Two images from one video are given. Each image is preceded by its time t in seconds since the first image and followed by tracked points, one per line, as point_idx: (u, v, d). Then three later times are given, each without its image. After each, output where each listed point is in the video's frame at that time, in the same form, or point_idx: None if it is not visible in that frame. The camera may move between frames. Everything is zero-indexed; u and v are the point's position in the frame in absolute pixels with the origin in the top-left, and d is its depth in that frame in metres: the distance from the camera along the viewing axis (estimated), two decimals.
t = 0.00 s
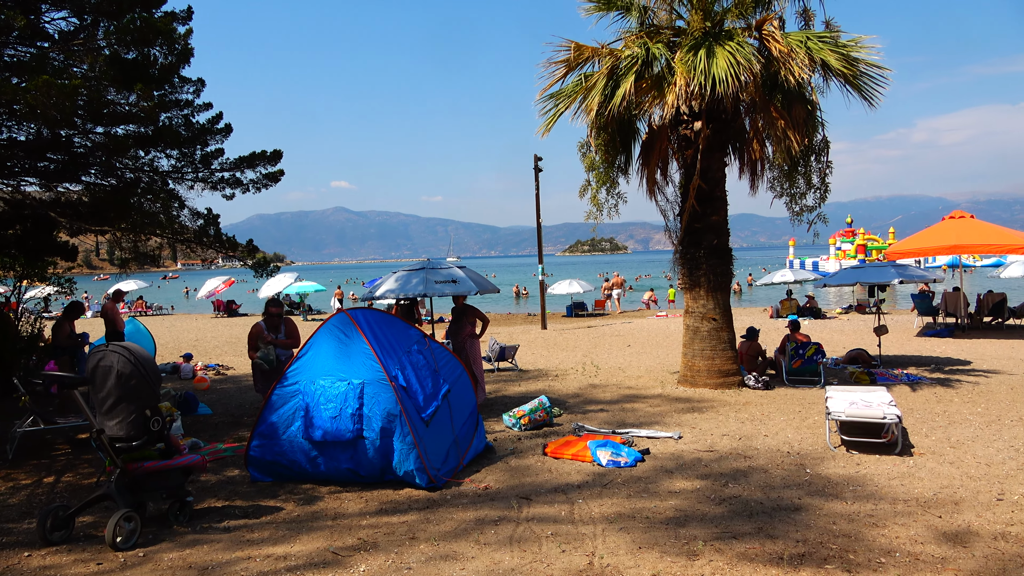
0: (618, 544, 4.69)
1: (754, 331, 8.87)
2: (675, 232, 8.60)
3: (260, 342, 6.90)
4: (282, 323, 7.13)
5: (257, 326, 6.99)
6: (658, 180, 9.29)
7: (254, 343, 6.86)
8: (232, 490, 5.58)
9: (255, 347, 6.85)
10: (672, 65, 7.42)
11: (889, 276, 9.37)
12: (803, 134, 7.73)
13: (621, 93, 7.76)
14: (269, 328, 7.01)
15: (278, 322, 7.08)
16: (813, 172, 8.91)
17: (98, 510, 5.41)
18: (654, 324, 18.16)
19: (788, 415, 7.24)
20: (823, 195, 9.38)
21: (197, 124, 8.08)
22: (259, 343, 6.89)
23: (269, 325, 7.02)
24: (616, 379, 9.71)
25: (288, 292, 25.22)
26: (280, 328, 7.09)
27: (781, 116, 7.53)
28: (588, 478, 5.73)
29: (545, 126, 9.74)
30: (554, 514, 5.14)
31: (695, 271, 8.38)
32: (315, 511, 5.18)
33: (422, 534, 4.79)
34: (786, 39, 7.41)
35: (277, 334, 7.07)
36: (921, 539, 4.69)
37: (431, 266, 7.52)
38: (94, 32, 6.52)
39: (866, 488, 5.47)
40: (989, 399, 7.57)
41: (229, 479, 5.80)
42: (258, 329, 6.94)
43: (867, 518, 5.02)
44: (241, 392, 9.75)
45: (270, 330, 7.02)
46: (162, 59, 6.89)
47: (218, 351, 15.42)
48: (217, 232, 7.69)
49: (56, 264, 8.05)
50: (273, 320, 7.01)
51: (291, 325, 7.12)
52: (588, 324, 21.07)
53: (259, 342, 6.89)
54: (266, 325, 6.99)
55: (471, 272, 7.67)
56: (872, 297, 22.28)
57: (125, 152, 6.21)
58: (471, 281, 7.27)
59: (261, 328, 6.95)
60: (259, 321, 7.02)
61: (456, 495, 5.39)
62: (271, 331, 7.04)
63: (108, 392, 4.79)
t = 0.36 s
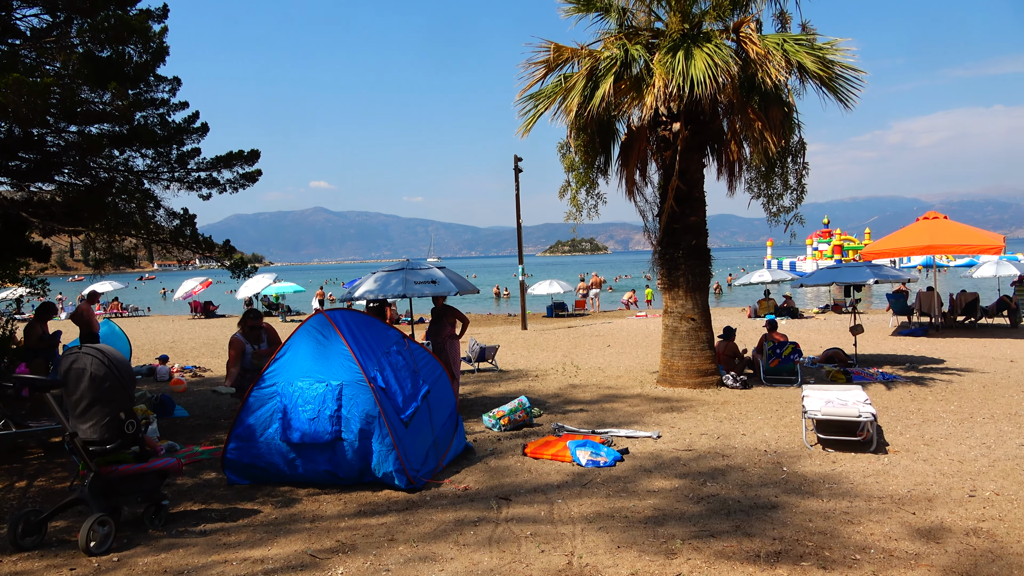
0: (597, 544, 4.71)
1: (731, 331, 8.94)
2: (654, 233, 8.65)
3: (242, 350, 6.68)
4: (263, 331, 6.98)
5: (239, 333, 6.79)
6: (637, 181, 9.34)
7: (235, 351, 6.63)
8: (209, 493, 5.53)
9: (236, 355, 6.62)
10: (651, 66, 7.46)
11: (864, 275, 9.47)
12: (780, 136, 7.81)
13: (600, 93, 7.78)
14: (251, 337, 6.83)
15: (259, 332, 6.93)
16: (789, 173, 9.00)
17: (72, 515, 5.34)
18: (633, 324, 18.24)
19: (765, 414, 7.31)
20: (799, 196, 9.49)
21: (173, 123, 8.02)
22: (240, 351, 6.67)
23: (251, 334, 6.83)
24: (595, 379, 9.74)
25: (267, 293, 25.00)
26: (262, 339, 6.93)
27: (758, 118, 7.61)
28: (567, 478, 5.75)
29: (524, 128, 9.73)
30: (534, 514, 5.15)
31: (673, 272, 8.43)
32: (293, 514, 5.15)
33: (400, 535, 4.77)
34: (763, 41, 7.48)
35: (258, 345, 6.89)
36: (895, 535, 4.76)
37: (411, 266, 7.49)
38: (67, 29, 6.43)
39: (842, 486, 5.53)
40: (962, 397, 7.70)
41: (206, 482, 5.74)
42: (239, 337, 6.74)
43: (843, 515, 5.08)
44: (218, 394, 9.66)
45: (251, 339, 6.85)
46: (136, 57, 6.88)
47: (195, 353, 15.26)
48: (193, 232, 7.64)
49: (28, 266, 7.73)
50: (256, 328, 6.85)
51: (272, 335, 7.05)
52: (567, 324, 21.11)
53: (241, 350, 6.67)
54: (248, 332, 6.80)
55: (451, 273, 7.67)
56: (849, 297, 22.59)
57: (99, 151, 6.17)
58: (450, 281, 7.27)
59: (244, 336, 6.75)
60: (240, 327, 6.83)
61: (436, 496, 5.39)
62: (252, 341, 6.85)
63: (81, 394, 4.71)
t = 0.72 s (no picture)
0: (575, 544, 4.73)
1: (707, 331, 9.01)
2: (632, 234, 8.70)
3: (221, 348, 6.65)
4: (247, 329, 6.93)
5: (221, 331, 6.78)
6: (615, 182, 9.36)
7: (213, 349, 6.62)
8: (183, 497, 5.48)
9: (214, 353, 6.61)
10: (628, 68, 7.49)
11: (839, 275, 9.58)
12: (755, 138, 7.88)
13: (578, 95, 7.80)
14: (232, 335, 6.74)
15: (243, 330, 6.86)
16: (766, 174, 9.09)
17: (43, 521, 5.26)
18: (612, 325, 18.32)
19: (742, 413, 7.38)
20: (775, 197, 9.58)
21: (147, 123, 7.94)
22: (219, 349, 6.64)
23: (233, 332, 6.75)
24: (574, 379, 9.77)
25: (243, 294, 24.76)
26: (245, 337, 6.83)
27: (734, 120, 7.67)
28: (546, 478, 5.76)
29: (502, 128, 9.70)
30: (512, 515, 5.16)
31: (651, 272, 8.47)
32: (269, 517, 5.11)
33: (378, 538, 4.75)
34: (738, 43, 7.54)
35: (241, 344, 6.80)
36: (868, 532, 4.83)
37: (389, 267, 7.46)
38: (37, 27, 6.32)
39: (817, 483, 5.60)
40: (933, 395, 7.84)
41: (181, 486, 5.68)
42: (220, 336, 6.71)
43: (817, 513, 5.14)
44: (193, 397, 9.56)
45: (234, 337, 6.77)
46: (109, 57, 6.97)
47: (170, 356, 15.07)
48: (168, 233, 7.59)
49: None
50: (238, 326, 6.75)
51: (257, 333, 6.94)
52: (546, 325, 21.15)
53: (219, 349, 6.64)
54: (230, 332, 6.71)
55: (429, 273, 7.64)
56: (825, 298, 22.88)
57: (71, 150, 6.15)
58: (428, 282, 7.23)
59: (224, 334, 6.70)
60: (224, 326, 6.80)
61: (414, 498, 5.37)
62: (235, 340, 6.77)
63: (51, 398, 4.63)
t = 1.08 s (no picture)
0: (551, 544, 4.73)
1: (684, 331, 9.08)
2: (608, 235, 8.73)
3: (197, 344, 6.54)
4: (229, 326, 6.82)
5: (202, 329, 6.71)
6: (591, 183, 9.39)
7: (190, 345, 6.53)
8: (155, 502, 5.41)
9: (190, 348, 6.51)
10: (603, 70, 7.52)
11: (812, 275, 9.70)
12: (730, 139, 7.96)
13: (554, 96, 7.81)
14: (210, 332, 6.61)
15: (224, 328, 6.71)
16: (740, 175, 9.17)
17: (10, 528, 5.16)
18: (589, 325, 18.38)
19: (718, 412, 7.45)
20: (749, 198, 9.66)
21: (117, 122, 7.87)
22: (196, 345, 6.53)
23: (211, 330, 6.61)
24: (551, 380, 9.79)
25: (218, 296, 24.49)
26: (223, 335, 6.67)
27: (709, 121, 7.74)
28: (523, 479, 5.77)
29: (479, 129, 9.65)
30: (489, 516, 5.15)
31: (627, 273, 8.50)
32: (243, 522, 5.07)
33: (353, 541, 4.73)
34: (713, 45, 7.60)
35: (220, 342, 6.65)
36: (841, 528, 4.89)
37: (365, 269, 7.43)
38: (3, 24, 6.24)
39: (790, 481, 5.66)
40: (904, 393, 7.97)
41: (153, 491, 5.61)
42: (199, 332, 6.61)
43: (791, 510, 5.20)
44: (166, 401, 9.43)
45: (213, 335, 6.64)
46: (77, 55, 6.89)
47: (142, 360, 14.85)
48: (139, 234, 7.54)
49: None
50: (216, 323, 6.60)
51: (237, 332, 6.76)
52: (524, 327, 21.16)
53: (195, 344, 6.54)
54: (207, 328, 6.59)
55: (405, 274, 7.60)
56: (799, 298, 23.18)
57: (39, 150, 6.08)
58: (404, 284, 7.21)
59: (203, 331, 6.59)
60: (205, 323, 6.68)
61: (390, 500, 5.35)
62: (213, 337, 6.64)
63: (19, 403, 4.55)
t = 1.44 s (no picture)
0: (530, 545, 4.75)
1: (662, 331, 9.14)
2: (587, 236, 8.76)
3: (164, 352, 6.37)
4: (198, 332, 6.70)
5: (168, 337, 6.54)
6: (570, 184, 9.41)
7: (157, 353, 6.34)
8: (130, 507, 5.35)
9: (157, 356, 6.33)
10: (582, 71, 7.53)
11: (788, 276, 9.81)
12: (707, 141, 8.04)
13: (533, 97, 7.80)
14: (178, 339, 6.46)
15: (191, 334, 6.59)
16: (717, 177, 9.24)
17: None
18: (569, 326, 18.43)
19: (695, 411, 7.51)
20: (726, 199, 9.74)
21: (91, 122, 7.85)
22: (164, 353, 6.37)
23: (178, 336, 6.47)
24: (530, 381, 9.81)
25: (195, 298, 24.21)
26: (192, 341, 6.53)
27: (686, 123, 7.80)
28: (502, 480, 5.78)
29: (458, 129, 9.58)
30: (468, 517, 5.16)
31: (606, 274, 8.54)
32: (219, 525, 5.03)
33: (331, 543, 4.71)
34: (689, 48, 7.66)
35: (188, 348, 6.50)
36: (816, 526, 4.96)
37: (343, 270, 7.40)
38: None
39: (767, 479, 5.73)
40: (878, 392, 8.09)
41: (128, 496, 5.55)
42: (167, 339, 6.46)
43: (767, 508, 5.26)
44: (141, 404, 9.32)
45: (181, 341, 6.49)
46: (48, 53, 6.85)
47: (117, 362, 14.64)
48: (114, 235, 7.52)
49: None
50: (182, 329, 6.46)
51: (206, 337, 6.65)
52: (503, 327, 21.16)
53: (163, 352, 6.37)
54: (174, 334, 6.44)
55: (384, 276, 7.58)
56: (776, 298, 23.43)
57: (9, 149, 6.06)
58: (383, 285, 7.18)
59: (170, 338, 6.44)
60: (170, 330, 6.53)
61: (369, 502, 5.34)
62: (181, 344, 6.48)
63: None
